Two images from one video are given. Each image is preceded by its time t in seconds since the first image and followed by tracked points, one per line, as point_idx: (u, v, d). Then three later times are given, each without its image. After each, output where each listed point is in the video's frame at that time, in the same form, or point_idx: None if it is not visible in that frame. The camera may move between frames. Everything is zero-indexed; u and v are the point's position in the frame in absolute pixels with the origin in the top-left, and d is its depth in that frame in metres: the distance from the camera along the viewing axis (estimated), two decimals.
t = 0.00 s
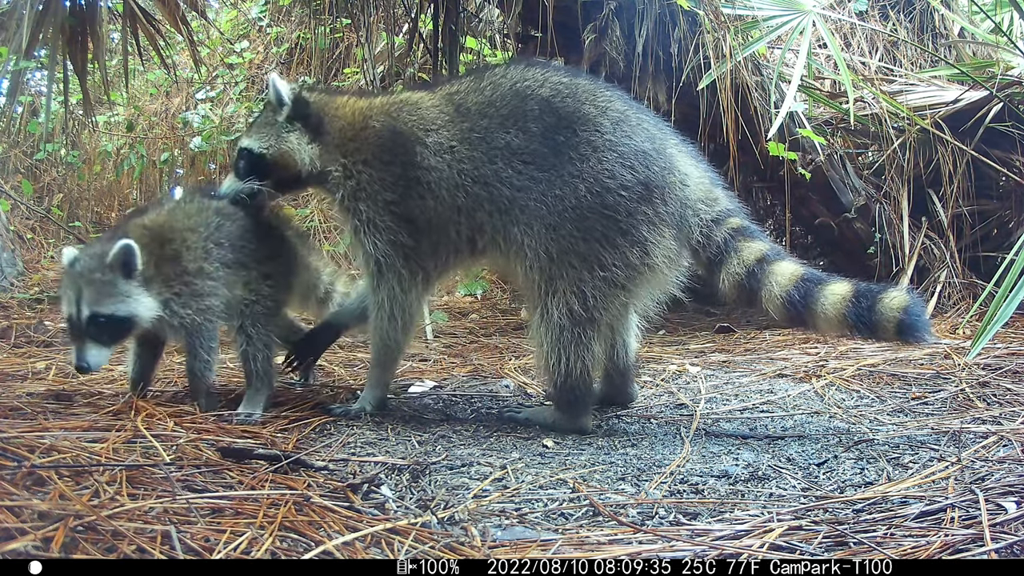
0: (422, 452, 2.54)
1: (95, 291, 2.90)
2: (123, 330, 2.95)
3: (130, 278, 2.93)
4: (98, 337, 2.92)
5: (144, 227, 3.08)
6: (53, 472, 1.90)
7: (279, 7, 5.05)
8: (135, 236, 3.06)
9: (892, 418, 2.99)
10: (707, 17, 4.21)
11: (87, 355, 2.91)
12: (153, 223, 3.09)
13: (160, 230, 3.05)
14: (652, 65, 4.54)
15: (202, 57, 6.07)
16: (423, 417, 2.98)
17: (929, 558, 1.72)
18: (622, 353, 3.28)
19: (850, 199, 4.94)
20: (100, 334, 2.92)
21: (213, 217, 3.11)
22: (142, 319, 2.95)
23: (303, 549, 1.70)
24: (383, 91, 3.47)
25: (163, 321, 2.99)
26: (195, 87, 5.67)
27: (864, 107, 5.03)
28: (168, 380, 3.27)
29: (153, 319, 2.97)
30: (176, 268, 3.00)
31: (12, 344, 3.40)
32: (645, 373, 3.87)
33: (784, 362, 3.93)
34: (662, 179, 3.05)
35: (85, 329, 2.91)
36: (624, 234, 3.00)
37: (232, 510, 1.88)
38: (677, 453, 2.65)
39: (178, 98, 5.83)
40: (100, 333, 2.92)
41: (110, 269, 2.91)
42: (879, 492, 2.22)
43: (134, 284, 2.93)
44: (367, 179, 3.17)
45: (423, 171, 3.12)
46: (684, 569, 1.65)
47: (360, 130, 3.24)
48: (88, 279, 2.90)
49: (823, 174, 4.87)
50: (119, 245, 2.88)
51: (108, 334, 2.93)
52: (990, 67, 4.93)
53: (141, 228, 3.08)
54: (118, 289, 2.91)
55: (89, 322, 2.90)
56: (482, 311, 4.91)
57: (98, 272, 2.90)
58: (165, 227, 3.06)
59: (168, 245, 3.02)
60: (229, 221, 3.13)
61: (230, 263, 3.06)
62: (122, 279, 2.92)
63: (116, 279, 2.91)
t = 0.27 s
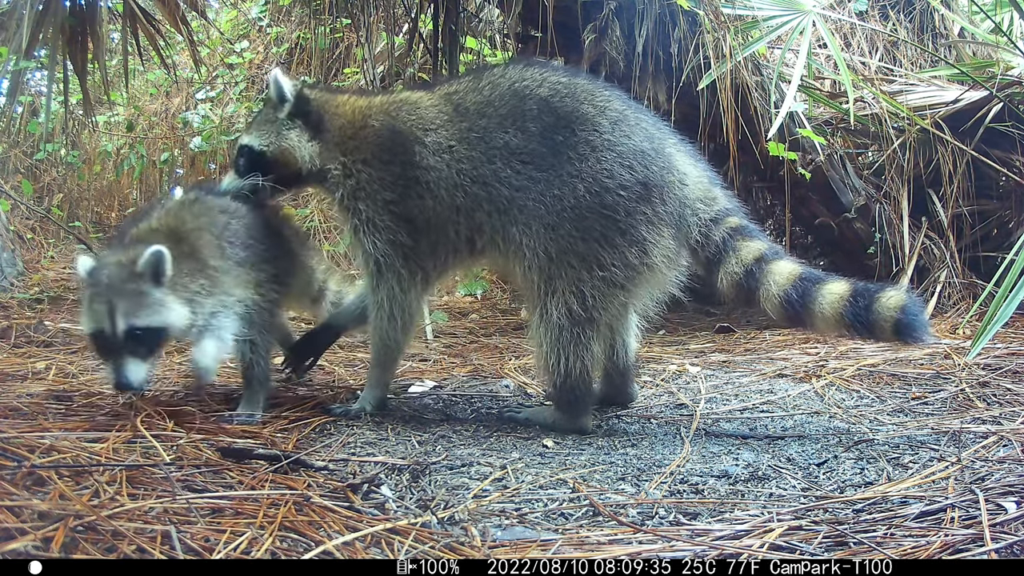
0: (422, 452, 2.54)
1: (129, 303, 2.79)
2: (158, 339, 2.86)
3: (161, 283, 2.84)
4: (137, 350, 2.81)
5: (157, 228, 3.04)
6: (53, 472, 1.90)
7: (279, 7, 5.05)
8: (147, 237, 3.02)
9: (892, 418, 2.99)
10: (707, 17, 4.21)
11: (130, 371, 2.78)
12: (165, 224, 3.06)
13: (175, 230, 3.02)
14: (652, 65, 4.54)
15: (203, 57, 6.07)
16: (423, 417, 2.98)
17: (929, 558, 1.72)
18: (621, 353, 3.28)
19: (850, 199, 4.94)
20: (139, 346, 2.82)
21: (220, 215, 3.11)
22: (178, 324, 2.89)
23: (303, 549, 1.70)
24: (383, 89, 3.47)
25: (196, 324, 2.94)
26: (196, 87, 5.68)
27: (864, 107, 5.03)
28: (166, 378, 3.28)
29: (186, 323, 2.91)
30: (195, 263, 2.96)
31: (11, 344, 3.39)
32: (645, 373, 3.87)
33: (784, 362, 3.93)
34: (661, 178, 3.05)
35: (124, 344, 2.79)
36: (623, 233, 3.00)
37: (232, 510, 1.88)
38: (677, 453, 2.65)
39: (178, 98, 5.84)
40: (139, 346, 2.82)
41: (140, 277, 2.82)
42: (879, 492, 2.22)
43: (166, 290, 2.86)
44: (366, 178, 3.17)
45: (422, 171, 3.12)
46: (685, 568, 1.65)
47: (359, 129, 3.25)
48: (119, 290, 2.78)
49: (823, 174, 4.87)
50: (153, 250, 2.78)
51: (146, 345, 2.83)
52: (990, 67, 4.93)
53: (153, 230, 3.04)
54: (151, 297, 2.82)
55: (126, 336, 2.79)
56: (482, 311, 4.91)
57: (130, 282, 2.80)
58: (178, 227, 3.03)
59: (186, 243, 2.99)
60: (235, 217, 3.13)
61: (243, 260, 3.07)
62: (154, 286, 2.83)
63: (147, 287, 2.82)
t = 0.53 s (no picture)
0: (422, 452, 2.54)
1: (190, 323, 2.69)
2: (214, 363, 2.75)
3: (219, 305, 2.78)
4: (196, 373, 2.68)
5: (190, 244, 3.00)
6: (53, 472, 1.90)
7: (279, 7, 5.05)
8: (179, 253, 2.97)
9: (892, 418, 2.99)
10: (707, 17, 4.22)
11: (192, 396, 2.63)
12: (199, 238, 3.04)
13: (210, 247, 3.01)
14: (652, 65, 4.54)
15: (203, 57, 6.06)
16: (423, 417, 2.98)
17: (929, 558, 1.72)
18: (620, 353, 3.28)
19: (850, 199, 4.94)
20: (199, 370, 2.69)
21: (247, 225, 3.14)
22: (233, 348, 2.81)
23: (303, 549, 1.70)
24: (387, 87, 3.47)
25: (247, 350, 2.87)
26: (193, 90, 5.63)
27: (864, 107, 5.04)
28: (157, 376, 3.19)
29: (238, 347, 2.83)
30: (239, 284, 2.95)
31: (11, 344, 3.38)
32: (645, 373, 3.87)
33: (784, 362, 3.93)
34: (660, 179, 3.05)
35: (184, 367, 2.66)
36: (621, 233, 3.00)
37: (232, 510, 1.88)
38: (677, 453, 2.65)
39: (178, 98, 5.83)
40: (199, 369, 2.69)
41: (200, 298, 2.74)
42: (879, 492, 2.22)
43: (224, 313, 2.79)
44: (367, 177, 3.18)
45: (422, 171, 3.12)
46: (684, 568, 1.65)
47: (363, 126, 3.25)
48: (180, 311, 2.69)
49: (823, 174, 4.87)
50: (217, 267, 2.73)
51: (205, 369, 2.71)
52: (990, 67, 4.93)
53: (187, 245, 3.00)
54: (211, 318, 2.75)
55: (187, 359, 2.67)
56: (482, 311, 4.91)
57: (190, 303, 2.72)
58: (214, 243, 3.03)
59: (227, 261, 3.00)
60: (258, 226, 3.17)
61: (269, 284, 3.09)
62: (213, 308, 2.76)
63: (206, 308, 2.75)
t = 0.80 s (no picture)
0: (422, 452, 2.54)
1: (210, 327, 2.66)
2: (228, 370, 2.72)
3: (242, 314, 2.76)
4: (208, 378, 2.64)
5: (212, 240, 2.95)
6: (53, 472, 1.90)
7: (279, 7, 5.05)
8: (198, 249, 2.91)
9: (892, 418, 2.99)
10: (707, 17, 4.22)
11: (198, 402, 2.57)
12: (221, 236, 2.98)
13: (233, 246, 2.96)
14: (652, 65, 4.54)
15: (203, 57, 6.06)
16: (423, 417, 2.98)
17: (929, 558, 1.72)
18: (620, 353, 3.28)
19: (850, 199, 4.94)
20: (212, 376, 2.65)
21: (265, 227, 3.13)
22: (249, 357, 2.79)
23: (303, 549, 1.70)
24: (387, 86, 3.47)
25: (259, 361, 2.87)
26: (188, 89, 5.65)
27: (864, 107, 5.04)
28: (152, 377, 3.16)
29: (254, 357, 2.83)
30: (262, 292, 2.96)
31: (11, 344, 3.38)
32: (645, 373, 3.87)
33: (784, 362, 3.93)
34: (659, 179, 3.05)
35: (196, 370, 2.61)
36: (621, 234, 3.00)
37: (232, 510, 1.88)
38: (677, 453, 2.65)
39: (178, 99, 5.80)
40: (210, 374, 2.65)
41: (225, 303, 2.71)
42: (879, 492, 2.22)
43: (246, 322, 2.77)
44: (367, 177, 3.18)
45: (421, 171, 3.12)
46: (685, 568, 1.65)
47: (364, 125, 3.25)
48: (202, 313, 2.66)
49: (823, 174, 4.87)
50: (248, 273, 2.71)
51: (218, 375, 2.67)
52: (990, 67, 4.93)
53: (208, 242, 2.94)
54: (232, 325, 2.72)
55: (201, 362, 2.63)
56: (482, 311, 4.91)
57: (213, 306, 2.68)
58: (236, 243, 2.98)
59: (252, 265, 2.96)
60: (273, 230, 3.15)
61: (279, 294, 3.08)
62: (235, 315, 2.74)
63: (229, 315, 2.72)
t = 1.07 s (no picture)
0: (422, 452, 2.54)
1: (212, 307, 2.55)
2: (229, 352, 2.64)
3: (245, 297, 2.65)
4: (207, 359, 2.56)
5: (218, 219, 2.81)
6: (53, 472, 1.90)
7: (279, 7, 5.05)
8: (202, 226, 2.78)
9: (892, 418, 2.99)
10: (707, 17, 4.22)
11: (198, 382, 2.52)
12: (227, 215, 2.84)
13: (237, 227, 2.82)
14: (652, 65, 4.54)
15: (203, 57, 6.06)
16: (423, 418, 2.98)
17: (929, 558, 1.72)
18: (620, 353, 3.28)
19: (850, 199, 4.94)
20: (211, 357, 2.57)
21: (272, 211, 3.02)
22: (251, 340, 2.69)
23: (303, 549, 1.70)
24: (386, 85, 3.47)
25: (262, 343, 2.79)
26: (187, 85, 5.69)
27: (864, 107, 5.04)
28: (149, 378, 3.15)
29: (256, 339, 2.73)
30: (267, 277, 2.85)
31: (12, 344, 3.37)
32: (645, 373, 3.87)
33: (784, 362, 3.93)
34: (660, 179, 3.05)
35: (195, 350, 2.52)
36: (622, 234, 3.00)
37: (232, 510, 1.88)
38: (677, 453, 2.65)
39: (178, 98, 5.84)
40: (209, 354, 2.56)
41: (226, 284, 2.59)
42: (879, 492, 2.22)
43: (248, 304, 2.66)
44: (366, 176, 3.17)
45: (421, 171, 3.13)
46: (685, 568, 1.65)
47: (362, 123, 3.25)
48: (202, 293, 2.55)
49: (823, 174, 4.87)
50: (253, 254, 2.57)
51: (217, 356, 2.59)
52: (990, 67, 4.94)
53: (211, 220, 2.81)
54: (233, 306, 2.61)
55: (200, 343, 2.53)
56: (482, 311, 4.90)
57: (214, 286, 2.57)
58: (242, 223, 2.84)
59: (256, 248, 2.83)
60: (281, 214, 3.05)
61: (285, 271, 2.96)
62: (237, 297, 2.63)
63: (230, 296, 2.61)
